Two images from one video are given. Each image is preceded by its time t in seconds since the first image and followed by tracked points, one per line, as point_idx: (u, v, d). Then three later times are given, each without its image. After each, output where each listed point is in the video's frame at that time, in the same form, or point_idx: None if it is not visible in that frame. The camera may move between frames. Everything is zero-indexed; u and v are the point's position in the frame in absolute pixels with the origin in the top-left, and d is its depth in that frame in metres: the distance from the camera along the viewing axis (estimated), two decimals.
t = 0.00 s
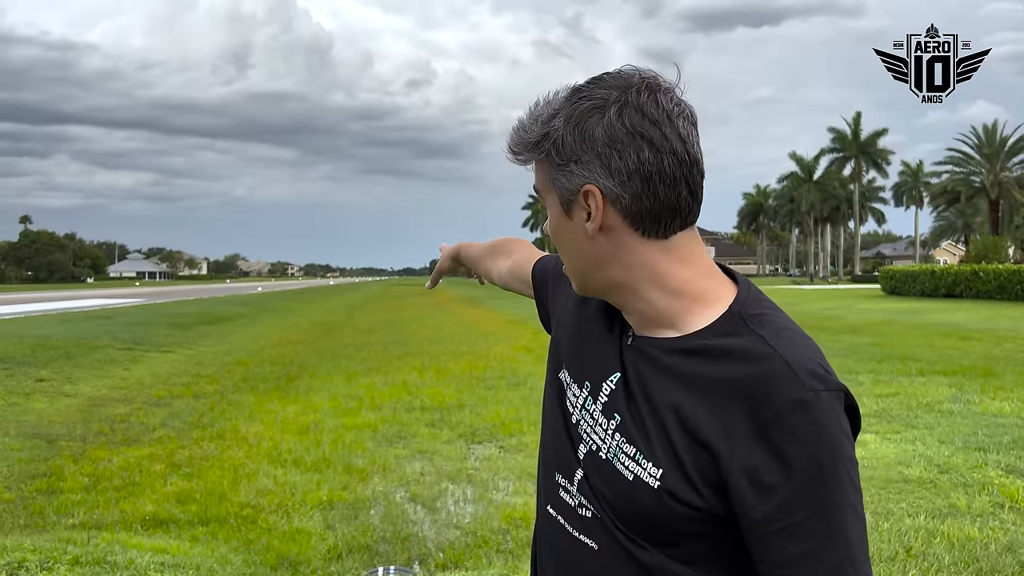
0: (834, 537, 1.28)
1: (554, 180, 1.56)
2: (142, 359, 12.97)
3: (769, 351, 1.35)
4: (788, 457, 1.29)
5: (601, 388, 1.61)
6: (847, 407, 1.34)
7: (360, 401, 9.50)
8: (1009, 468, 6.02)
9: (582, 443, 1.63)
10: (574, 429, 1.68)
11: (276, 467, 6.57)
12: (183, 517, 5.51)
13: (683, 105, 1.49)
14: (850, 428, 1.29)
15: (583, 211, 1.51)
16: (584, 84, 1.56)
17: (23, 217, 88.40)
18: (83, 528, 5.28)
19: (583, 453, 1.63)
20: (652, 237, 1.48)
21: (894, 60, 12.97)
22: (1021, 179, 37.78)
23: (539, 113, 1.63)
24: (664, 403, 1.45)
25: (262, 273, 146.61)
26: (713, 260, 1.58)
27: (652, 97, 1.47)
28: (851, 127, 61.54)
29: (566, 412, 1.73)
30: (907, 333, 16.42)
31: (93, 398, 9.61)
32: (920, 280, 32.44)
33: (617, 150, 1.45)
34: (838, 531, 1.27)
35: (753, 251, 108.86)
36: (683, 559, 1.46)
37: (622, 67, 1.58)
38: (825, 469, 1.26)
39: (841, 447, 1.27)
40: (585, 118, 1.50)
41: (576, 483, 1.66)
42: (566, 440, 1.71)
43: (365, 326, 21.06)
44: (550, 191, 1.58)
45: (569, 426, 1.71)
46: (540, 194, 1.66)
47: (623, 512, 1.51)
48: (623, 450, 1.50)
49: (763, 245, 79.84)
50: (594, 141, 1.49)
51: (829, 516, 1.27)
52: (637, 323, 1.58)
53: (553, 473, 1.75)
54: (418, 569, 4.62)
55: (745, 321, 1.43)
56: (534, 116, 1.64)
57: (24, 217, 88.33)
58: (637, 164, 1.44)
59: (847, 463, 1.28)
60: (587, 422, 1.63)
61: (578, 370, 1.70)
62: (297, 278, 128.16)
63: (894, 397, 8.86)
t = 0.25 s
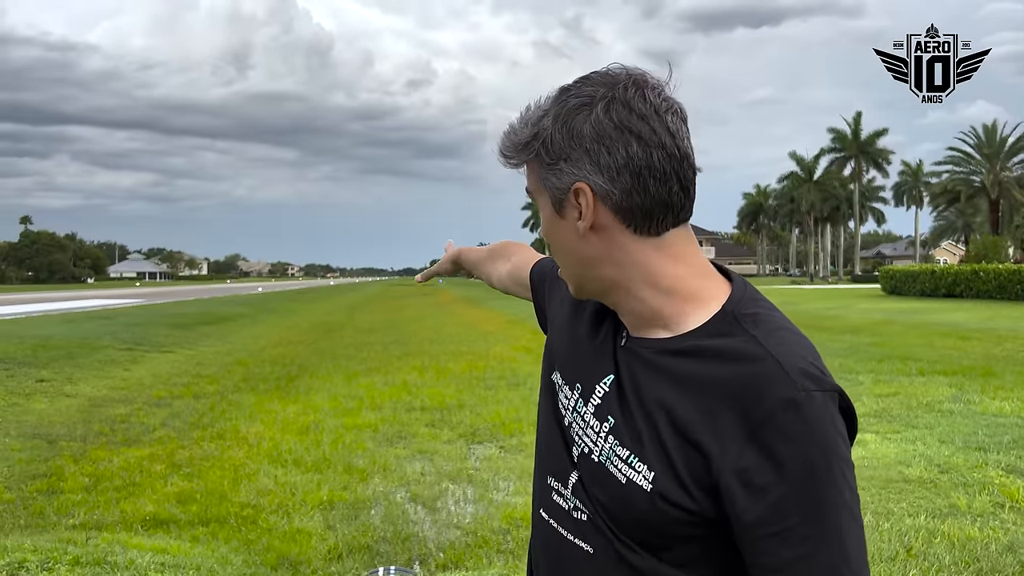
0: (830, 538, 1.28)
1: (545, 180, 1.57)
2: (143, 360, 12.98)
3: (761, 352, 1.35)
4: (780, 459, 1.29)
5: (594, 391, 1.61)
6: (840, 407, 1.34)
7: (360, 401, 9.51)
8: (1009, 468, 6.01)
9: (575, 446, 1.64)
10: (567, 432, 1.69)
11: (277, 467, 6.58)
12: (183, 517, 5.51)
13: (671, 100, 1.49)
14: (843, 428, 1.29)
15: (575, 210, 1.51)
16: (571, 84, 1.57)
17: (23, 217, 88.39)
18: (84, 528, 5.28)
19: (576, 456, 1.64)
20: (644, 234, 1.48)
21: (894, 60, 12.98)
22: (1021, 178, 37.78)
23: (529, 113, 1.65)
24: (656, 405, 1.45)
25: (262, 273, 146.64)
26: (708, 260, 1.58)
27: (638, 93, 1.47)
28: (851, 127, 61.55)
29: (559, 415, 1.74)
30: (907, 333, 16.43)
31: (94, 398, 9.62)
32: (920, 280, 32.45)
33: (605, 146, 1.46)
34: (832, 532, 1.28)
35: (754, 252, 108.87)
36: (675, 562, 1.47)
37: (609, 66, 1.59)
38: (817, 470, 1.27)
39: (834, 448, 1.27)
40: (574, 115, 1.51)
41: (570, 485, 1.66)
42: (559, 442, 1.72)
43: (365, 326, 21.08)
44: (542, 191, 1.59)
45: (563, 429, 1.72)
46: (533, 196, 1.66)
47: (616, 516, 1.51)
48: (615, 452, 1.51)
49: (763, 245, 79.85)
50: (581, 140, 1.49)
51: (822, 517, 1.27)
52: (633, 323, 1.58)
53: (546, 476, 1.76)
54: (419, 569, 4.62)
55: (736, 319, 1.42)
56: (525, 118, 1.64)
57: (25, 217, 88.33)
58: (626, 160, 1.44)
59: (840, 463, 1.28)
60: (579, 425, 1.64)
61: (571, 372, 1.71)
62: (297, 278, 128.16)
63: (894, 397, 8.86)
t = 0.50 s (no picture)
0: (823, 542, 1.28)
1: (539, 179, 1.57)
2: (143, 360, 12.98)
3: (756, 354, 1.34)
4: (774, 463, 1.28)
5: (589, 392, 1.61)
6: (837, 410, 1.33)
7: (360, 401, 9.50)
8: (1010, 468, 6.01)
9: (570, 448, 1.63)
10: (562, 434, 1.68)
11: (277, 467, 6.57)
12: (183, 517, 5.50)
13: (664, 97, 1.48)
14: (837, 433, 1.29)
15: (568, 209, 1.51)
16: (565, 82, 1.57)
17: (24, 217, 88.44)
18: (84, 529, 5.28)
19: (571, 457, 1.63)
20: (637, 232, 1.47)
21: (894, 60, 12.97)
22: (1021, 178, 37.78)
23: (524, 113, 1.65)
24: (650, 406, 1.45)
25: (263, 273, 146.65)
26: (706, 258, 1.56)
27: (630, 91, 1.47)
28: (851, 126, 61.54)
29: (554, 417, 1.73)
30: (908, 333, 16.42)
31: (94, 398, 9.62)
32: (921, 280, 32.46)
33: (596, 144, 1.45)
34: (826, 536, 1.28)
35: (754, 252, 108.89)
36: (668, 565, 1.47)
37: (603, 64, 1.58)
38: (811, 473, 1.26)
39: (828, 451, 1.27)
40: (566, 112, 1.51)
41: (565, 487, 1.66)
42: (554, 443, 1.72)
43: (365, 326, 21.08)
44: (536, 190, 1.59)
45: (558, 429, 1.72)
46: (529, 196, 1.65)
47: (611, 518, 1.51)
48: (611, 455, 1.50)
49: (763, 245, 79.84)
50: (572, 140, 1.48)
51: (816, 522, 1.27)
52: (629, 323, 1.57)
53: (540, 477, 1.76)
54: (419, 569, 4.61)
55: (732, 320, 1.42)
56: (521, 117, 1.64)
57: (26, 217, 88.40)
58: (616, 157, 1.43)
59: (836, 467, 1.28)
60: (575, 426, 1.63)
61: (566, 373, 1.70)
62: (297, 278, 128.17)
63: (895, 397, 8.84)
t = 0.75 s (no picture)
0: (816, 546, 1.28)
1: (535, 180, 1.57)
2: (143, 360, 12.97)
3: (752, 354, 1.34)
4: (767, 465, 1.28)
5: (586, 392, 1.60)
6: (833, 412, 1.33)
7: (360, 401, 9.50)
8: (1011, 467, 6.01)
9: (567, 448, 1.64)
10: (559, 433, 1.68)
11: (277, 467, 6.57)
12: (183, 517, 5.50)
13: (659, 97, 1.47)
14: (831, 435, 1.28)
15: (563, 209, 1.51)
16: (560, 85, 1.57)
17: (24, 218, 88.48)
18: (84, 529, 5.28)
19: (568, 457, 1.63)
20: (632, 232, 1.47)
21: (894, 60, 12.96)
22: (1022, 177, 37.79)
23: (522, 114, 1.65)
24: (647, 408, 1.45)
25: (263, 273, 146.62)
26: (703, 256, 1.55)
27: (624, 91, 1.46)
28: (851, 126, 61.54)
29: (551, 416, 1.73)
30: (908, 332, 16.42)
31: (94, 398, 9.61)
32: (921, 279, 32.47)
33: (589, 144, 1.45)
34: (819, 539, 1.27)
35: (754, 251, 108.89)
36: (664, 565, 1.47)
37: (600, 66, 1.58)
38: (806, 476, 1.26)
39: (823, 453, 1.27)
40: (561, 113, 1.50)
41: (562, 487, 1.66)
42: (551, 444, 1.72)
43: (365, 326, 21.07)
44: (534, 190, 1.59)
45: (555, 429, 1.72)
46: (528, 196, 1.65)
47: (607, 518, 1.51)
48: (607, 455, 1.50)
49: (763, 244, 79.84)
50: (564, 140, 1.48)
51: (811, 524, 1.27)
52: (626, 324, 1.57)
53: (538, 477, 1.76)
54: (420, 569, 4.61)
55: (728, 320, 1.41)
56: (518, 118, 1.64)
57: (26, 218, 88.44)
58: (611, 156, 1.43)
59: (829, 468, 1.27)
60: (571, 426, 1.63)
61: (563, 373, 1.70)
62: (298, 278, 128.10)
63: (895, 397, 8.84)
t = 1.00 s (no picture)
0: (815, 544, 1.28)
1: (536, 176, 1.57)
2: (143, 360, 12.97)
3: (750, 353, 1.34)
4: (765, 465, 1.28)
5: (584, 389, 1.60)
6: (831, 411, 1.32)
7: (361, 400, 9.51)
8: (1011, 467, 6.00)
9: (563, 444, 1.63)
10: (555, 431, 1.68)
11: (277, 467, 6.57)
12: (184, 517, 5.51)
13: (659, 94, 1.48)
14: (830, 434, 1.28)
15: (564, 205, 1.51)
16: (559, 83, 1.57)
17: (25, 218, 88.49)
18: (84, 529, 5.28)
19: (565, 454, 1.63)
20: (632, 229, 1.47)
21: (894, 60, 12.96)
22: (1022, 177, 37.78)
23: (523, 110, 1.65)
24: (646, 407, 1.45)
25: (263, 273, 146.66)
26: (702, 254, 1.55)
27: (626, 87, 1.46)
28: (851, 126, 61.52)
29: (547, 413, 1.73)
30: (909, 332, 16.41)
31: (94, 398, 9.61)
32: (922, 279, 32.46)
33: (590, 139, 1.45)
34: (818, 538, 1.27)
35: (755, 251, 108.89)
36: (663, 563, 1.47)
37: (600, 63, 1.58)
38: (805, 475, 1.26)
39: (821, 452, 1.27)
40: (562, 109, 1.50)
41: (558, 484, 1.66)
42: (548, 440, 1.71)
43: (365, 326, 21.08)
44: (534, 186, 1.59)
45: (551, 426, 1.71)
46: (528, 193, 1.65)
47: (604, 516, 1.51)
48: (604, 451, 1.50)
49: (764, 244, 79.80)
50: (565, 136, 1.48)
51: (810, 523, 1.27)
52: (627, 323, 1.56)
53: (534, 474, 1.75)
54: (420, 569, 4.61)
55: (727, 319, 1.41)
56: (519, 115, 1.64)
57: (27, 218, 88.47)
58: (611, 153, 1.43)
59: (828, 467, 1.27)
60: (568, 422, 1.63)
61: (560, 369, 1.70)
62: (298, 278, 128.11)
63: (896, 396, 8.85)
